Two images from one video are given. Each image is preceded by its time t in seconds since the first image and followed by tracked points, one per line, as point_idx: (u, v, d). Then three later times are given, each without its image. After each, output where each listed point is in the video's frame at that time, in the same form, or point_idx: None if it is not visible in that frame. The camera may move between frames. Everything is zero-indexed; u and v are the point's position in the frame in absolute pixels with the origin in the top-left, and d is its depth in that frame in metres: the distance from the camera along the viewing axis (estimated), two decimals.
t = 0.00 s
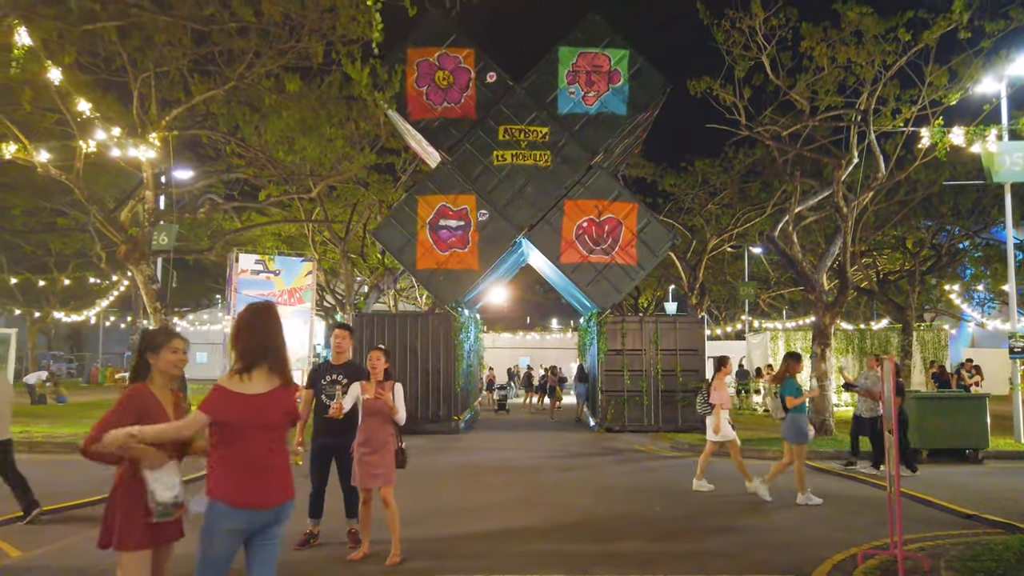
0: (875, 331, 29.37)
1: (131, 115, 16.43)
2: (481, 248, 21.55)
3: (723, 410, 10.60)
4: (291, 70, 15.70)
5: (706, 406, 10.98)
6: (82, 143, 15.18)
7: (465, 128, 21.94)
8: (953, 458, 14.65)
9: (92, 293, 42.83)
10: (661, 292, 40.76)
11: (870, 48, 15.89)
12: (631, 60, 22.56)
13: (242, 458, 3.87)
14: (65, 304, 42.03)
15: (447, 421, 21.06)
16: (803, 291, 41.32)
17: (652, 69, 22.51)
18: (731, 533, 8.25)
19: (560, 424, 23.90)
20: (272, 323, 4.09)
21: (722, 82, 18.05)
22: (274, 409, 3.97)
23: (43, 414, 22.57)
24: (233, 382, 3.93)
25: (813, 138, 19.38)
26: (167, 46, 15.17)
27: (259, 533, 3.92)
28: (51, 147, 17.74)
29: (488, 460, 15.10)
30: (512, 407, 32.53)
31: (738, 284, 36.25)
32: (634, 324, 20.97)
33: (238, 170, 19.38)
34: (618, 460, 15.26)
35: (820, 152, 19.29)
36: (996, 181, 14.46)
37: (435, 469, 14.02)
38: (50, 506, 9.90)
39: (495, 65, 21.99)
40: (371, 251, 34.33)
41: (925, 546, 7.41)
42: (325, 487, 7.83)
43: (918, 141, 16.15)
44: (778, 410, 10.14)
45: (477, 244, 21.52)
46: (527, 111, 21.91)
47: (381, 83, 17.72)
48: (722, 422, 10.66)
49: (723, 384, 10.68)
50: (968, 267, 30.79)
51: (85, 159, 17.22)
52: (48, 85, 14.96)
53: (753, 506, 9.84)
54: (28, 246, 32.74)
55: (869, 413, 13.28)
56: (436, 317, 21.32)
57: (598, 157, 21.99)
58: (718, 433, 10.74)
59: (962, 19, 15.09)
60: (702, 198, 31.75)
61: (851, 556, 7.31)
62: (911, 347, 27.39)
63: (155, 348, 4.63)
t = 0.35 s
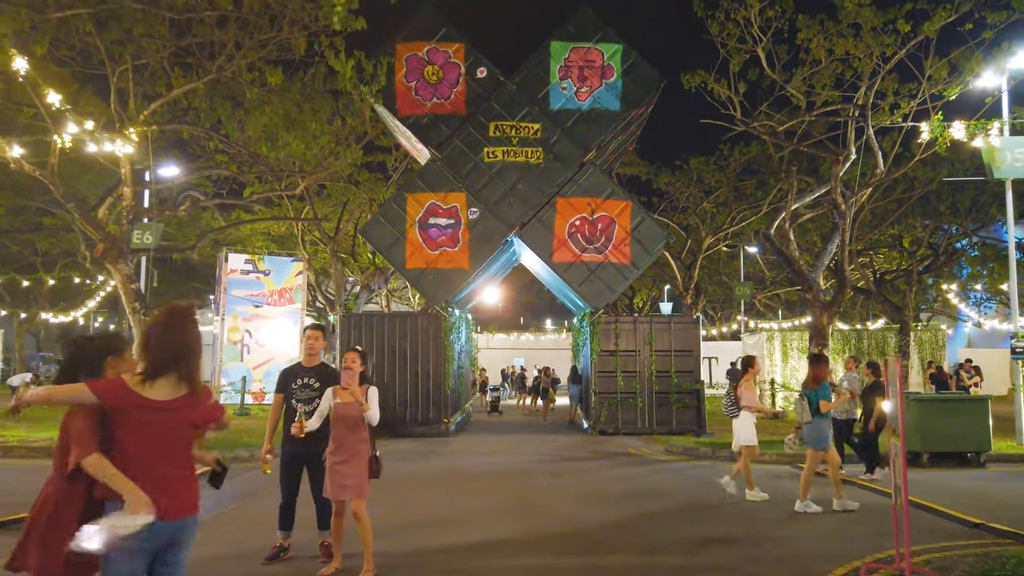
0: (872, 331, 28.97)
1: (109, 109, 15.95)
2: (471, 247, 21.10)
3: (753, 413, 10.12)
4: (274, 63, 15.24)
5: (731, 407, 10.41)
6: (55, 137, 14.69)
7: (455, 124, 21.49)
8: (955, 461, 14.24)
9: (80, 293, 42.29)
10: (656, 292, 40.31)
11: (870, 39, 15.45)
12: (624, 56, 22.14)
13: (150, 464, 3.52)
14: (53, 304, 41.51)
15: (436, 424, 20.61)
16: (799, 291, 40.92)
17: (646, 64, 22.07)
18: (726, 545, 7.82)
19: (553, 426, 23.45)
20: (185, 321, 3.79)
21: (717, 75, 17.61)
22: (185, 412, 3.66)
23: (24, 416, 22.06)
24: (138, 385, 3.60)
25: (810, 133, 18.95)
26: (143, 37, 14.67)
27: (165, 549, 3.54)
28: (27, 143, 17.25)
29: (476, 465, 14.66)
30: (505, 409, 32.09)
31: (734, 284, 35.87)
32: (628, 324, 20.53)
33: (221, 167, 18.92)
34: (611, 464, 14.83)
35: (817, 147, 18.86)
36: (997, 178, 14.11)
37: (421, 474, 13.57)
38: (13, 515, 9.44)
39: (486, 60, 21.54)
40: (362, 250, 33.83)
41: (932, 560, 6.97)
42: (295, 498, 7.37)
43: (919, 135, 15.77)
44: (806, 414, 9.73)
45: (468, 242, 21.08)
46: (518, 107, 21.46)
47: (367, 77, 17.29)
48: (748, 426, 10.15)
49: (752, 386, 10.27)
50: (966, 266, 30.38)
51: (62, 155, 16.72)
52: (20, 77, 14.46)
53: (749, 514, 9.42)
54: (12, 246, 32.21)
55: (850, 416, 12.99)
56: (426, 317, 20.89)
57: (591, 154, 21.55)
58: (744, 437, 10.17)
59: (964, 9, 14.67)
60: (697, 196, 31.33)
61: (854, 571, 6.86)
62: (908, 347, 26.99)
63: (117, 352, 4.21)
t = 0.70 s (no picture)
0: (878, 330, 28.53)
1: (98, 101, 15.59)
2: (470, 244, 20.69)
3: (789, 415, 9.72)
4: (266, 54, 14.85)
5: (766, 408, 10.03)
6: (41, 129, 14.31)
7: (454, 119, 21.12)
8: (968, 463, 13.81)
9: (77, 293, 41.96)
10: (659, 292, 39.87)
11: (879, 30, 15.06)
12: (627, 49, 21.74)
13: (112, 462, 3.52)
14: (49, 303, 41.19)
15: (435, 424, 20.19)
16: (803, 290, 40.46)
17: (648, 58, 21.68)
18: (735, 552, 7.42)
19: (555, 427, 23.01)
20: (147, 313, 3.82)
21: (722, 68, 17.20)
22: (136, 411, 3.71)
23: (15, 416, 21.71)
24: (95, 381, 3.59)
25: (818, 128, 18.53)
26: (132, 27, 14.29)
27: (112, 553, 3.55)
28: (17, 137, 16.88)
29: (475, 466, 14.26)
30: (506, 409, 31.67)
31: (737, 283, 35.46)
32: (630, 323, 20.10)
33: (215, 162, 18.56)
34: (614, 466, 14.41)
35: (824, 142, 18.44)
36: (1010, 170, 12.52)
37: (417, 477, 13.17)
38: None
39: (485, 54, 21.19)
40: (361, 248, 33.44)
41: (956, 569, 6.56)
42: (279, 502, 6.95)
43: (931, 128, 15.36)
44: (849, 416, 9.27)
45: (467, 239, 20.66)
46: (518, 101, 21.07)
47: (363, 69, 16.90)
48: (785, 429, 9.76)
49: (789, 386, 9.87)
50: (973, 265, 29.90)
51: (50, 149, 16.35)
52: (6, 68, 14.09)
53: (757, 519, 9.00)
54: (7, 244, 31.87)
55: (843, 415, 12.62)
56: (424, 316, 20.47)
57: (592, 149, 21.15)
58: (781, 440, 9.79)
59: None
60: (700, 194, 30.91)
61: None
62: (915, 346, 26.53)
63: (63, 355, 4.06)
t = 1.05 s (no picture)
0: (890, 330, 27.96)
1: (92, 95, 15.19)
2: (475, 242, 20.23)
3: (836, 418, 9.37)
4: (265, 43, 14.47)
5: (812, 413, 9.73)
6: (33, 123, 13.90)
7: (458, 114, 20.66)
8: (991, 469, 13.30)
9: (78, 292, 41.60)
10: (665, 291, 39.36)
11: (898, 19, 14.55)
12: (635, 42, 21.26)
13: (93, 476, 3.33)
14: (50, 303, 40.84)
15: (438, 427, 19.75)
16: (812, 290, 39.89)
17: (657, 51, 21.23)
18: (759, 570, 6.93)
19: (560, 429, 22.54)
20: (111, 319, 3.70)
21: (734, 60, 16.69)
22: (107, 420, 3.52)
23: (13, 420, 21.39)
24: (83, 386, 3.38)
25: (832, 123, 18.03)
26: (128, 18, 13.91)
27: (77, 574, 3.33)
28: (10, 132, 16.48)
29: (479, 471, 13.79)
30: (511, 410, 31.25)
31: (746, 282, 34.94)
32: (638, 323, 19.64)
33: (214, 158, 18.14)
34: (622, 470, 13.94)
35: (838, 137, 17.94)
36: None
37: (420, 482, 12.71)
38: None
39: (490, 47, 20.75)
40: (364, 247, 33.00)
41: None
42: (268, 514, 6.47)
43: (952, 121, 14.84)
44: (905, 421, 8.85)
45: (471, 238, 20.22)
46: (524, 96, 20.62)
47: (365, 61, 16.46)
48: (832, 433, 9.43)
49: (835, 389, 9.58)
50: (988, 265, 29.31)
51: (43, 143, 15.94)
52: None
53: (776, 533, 8.52)
54: (7, 243, 31.52)
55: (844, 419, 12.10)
56: (427, 316, 20.03)
57: (600, 145, 20.67)
58: (831, 446, 9.50)
59: None
60: (709, 192, 30.37)
61: None
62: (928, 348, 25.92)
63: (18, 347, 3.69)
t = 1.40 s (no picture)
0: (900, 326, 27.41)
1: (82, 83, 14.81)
2: (476, 236, 19.78)
3: (877, 419, 9.10)
4: (258, 29, 14.20)
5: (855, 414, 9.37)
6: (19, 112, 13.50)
7: (459, 105, 20.21)
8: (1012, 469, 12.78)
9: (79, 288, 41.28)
10: (671, 288, 38.86)
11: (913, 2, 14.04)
12: (640, 31, 20.80)
13: None
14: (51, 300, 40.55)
15: (439, 425, 19.32)
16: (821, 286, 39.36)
17: (663, 40, 20.77)
18: None
19: (564, 428, 22.09)
20: (33, 345, 4.17)
21: (742, 47, 16.18)
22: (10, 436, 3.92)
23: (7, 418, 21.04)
24: None
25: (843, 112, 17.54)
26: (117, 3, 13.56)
27: None
28: None
29: (480, 471, 13.37)
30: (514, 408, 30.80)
31: (753, 278, 34.45)
32: (644, 318, 19.18)
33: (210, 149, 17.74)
34: (628, 469, 13.51)
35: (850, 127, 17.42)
36: None
37: (418, 483, 12.28)
38: None
39: (492, 36, 20.29)
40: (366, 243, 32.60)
41: None
42: (247, 519, 6.03)
43: (969, 108, 14.32)
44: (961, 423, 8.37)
45: (473, 231, 19.76)
46: (526, 86, 20.17)
47: (362, 48, 16.00)
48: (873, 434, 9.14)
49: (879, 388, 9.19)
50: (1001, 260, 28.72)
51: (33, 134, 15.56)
52: None
53: (789, 539, 8.07)
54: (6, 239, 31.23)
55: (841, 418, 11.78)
56: (428, 311, 19.59)
57: (604, 136, 20.18)
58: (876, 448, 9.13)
59: None
60: (716, 186, 29.89)
61: None
62: (940, 344, 25.37)
63: None
